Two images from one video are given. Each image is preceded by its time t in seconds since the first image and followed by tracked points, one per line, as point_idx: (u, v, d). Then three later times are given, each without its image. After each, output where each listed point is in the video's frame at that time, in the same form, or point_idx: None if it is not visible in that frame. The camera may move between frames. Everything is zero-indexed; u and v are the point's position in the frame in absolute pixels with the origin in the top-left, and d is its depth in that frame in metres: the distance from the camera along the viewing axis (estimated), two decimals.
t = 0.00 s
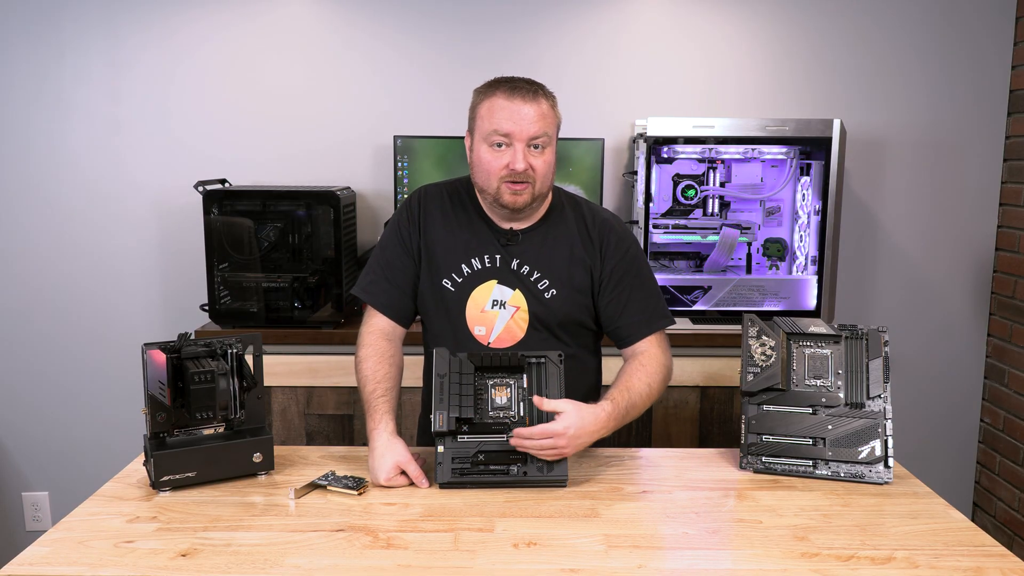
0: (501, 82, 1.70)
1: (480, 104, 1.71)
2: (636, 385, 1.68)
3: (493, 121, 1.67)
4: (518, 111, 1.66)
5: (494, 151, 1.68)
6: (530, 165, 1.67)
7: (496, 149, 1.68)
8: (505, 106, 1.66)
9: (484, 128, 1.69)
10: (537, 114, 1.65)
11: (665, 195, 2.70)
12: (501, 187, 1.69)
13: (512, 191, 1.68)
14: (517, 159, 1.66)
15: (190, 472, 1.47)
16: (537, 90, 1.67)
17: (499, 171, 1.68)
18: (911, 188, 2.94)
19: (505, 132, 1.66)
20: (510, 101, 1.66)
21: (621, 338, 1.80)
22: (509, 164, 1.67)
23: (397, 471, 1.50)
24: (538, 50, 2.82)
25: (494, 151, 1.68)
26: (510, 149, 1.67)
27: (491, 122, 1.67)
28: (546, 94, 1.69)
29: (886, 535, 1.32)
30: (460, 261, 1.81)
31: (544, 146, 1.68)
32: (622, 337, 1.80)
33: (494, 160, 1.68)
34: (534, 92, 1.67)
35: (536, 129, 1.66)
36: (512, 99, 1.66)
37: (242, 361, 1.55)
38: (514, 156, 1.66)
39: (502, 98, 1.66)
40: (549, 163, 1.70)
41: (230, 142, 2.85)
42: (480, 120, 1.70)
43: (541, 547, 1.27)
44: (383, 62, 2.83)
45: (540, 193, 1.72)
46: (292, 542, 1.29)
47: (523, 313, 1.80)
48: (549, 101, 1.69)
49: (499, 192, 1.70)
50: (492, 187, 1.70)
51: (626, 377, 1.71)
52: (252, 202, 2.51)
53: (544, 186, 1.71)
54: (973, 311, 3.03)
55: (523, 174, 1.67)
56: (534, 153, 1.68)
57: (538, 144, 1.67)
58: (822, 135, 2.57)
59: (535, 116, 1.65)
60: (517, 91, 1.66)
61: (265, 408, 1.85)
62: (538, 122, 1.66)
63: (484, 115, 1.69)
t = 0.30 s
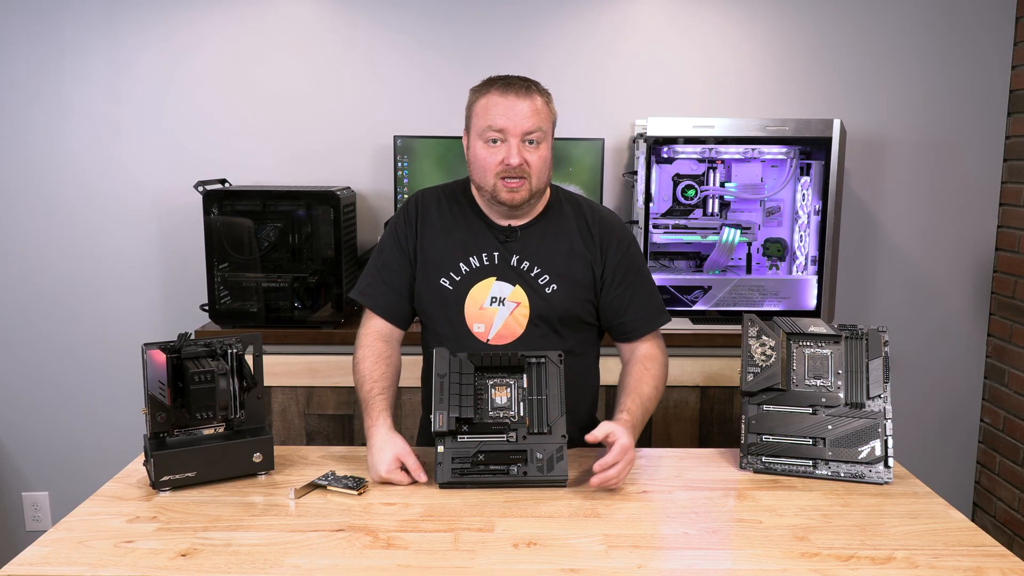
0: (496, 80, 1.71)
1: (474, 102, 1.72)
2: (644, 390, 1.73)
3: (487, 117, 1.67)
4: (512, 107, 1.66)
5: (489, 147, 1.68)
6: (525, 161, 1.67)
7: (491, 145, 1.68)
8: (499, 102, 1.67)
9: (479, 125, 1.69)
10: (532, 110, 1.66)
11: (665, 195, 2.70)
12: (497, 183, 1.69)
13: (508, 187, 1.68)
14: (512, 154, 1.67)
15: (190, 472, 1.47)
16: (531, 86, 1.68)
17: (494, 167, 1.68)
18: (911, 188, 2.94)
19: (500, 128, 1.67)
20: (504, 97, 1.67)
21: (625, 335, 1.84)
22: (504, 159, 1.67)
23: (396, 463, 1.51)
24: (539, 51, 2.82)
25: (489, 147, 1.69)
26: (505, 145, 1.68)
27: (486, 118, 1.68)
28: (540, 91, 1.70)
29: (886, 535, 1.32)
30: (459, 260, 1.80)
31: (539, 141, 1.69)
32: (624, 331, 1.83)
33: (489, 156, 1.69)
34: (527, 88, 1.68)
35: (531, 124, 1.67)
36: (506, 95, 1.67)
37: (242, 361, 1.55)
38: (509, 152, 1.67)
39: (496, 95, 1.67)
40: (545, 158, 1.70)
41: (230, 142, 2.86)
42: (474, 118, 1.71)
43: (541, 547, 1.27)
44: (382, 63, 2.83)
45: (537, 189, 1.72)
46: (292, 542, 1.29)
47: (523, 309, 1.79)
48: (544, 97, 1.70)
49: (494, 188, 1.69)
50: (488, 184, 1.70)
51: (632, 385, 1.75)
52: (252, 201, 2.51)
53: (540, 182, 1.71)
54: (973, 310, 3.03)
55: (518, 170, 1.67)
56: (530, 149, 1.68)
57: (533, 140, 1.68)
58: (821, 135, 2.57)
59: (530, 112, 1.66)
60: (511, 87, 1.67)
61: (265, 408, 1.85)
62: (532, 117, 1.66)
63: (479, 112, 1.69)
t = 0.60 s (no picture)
0: (494, 81, 1.71)
1: (473, 104, 1.72)
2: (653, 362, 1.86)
3: (486, 118, 1.68)
4: (511, 107, 1.67)
5: (488, 148, 1.69)
6: (524, 160, 1.68)
7: (490, 146, 1.69)
8: (497, 103, 1.67)
9: (478, 126, 1.70)
10: (530, 109, 1.67)
11: (665, 195, 2.70)
12: (496, 183, 1.68)
13: (508, 186, 1.68)
14: (510, 154, 1.67)
15: (190, 472, 1.47)
16: (529, 86, 1.69)
17: (493, 168, 1.68)
18: (911, 188, 2.94)
19: (498, 129, 1.67)
20: (502, 97, 1.67)
21: (632, 325, 1.89)
22: (503, 159, 1.67)
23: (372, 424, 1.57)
24: (539, 51, 2.82)
25: (488, 148, 1.69)
26: (503, 145, 1.68)
27: (484, 119, 1.68)
28: (538, 91, 1.70)
29: (886, 535, 1.32)
30: (461, 265, 1.80)
31: (538, 141, 1.69)
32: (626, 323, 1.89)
33: (488, 156, 1.69)
34: (525, 88, 1.69)
35: (529, 124, 1.67)
36: (504, 95, 1.67)
37: (242, 361, 1.55)
38: (507, 152, 1.67)
39: (494, 96, 1.68)
40: (544, 158, 1.70)
41: (230, 142, 2.86)
42: (473, 120, 1.71)
43: (542, 547, 1.27)
44: (382, 63, 2.83)
45: (536, 189, 1.72)
46: (292, 542, 1.29)
47: (530, 307, 1.79)
48: (542, 97, 1.70)
49: (493, 188, 1.69)
50: (487, 184, 1.70)
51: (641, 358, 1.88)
52: (252, 201, 2.51)
53: (540, 182, 1.71)
54: (973, 310, 3.03)
55: (517, 169, 1.67)
56: (528, 148, 1.68)
57: (531, 140, 1.68)
58: (821, 135, 2.57)
59: (528, 111, 1.67)
60: (509, 88, 1.68)
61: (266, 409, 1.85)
62: (531, 117, 1.67)
63: (477, 114, 1.70)
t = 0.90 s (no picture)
0: (486, 83, 1.71)
1: (465, 106, 1.72)
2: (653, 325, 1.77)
3: (478, 122, 1.68)
4: (503, 110, 1.67)
5: (480, 152, 1.69)
6: (516, 163, 1.68)
7: (482, 149, 1.69)
8: (489, 106, 1.67)
9: (470, 129, 1.70)
10: (522, 113, 1.67)
11: (665, 196, 2.70)
12: (489, 186, 1.70)
13: (500, 189, 1.69)
14: (502, 158, 1.67)
15: (190, 472, 1.47)
16: (521, 89, 1.68)
17: (485, 171, 1.69)
18: (911, 188, 2.94)
19: (491, 133, 1.67)
20: (494, 101, 1.67)
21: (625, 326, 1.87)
22: (495, 163, 1.68)
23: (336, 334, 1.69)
24: (539, 51, 2.82)
25: (481, 152, 1.69)
26: (496, 149, 1.68)
27: (477, 122, 1.68)
28: (530, 93, 1.70)
29: (885, 535, 1.32)
30: (456, 262, 1.80)
31: (530, 143, 1.69)
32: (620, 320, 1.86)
33: (481, 160, 1.69)
34: (517, 91, 1.68)
35: (521, 128, 1.67)
36: (496, 99, 1.67)
37: (242, 361, 1.55)
38: (499, 156, 1.67)
39: (486, 99, 1.68)
40: (536, 160, 1.71)
41: (230, 142, 2.86)
42: (466, 122, 1.72)
43: (542, 547, 1.27)
44: (382, 63, 2.83)
45: (529, 191, 1.73)
46: (292, 542, 1.29)
47: (525, 304, 1.80)
48: (534, 100, 1.70)
49: (487, 191, 1.70)
50: (480, 187, 1.71)
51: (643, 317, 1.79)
52: (252, 202, 2.51)
53: (533, 184, 1.72)
54: (973, 310, 3.03)
55: (510, 173, 1.68)
56: (521, 151, 1.69)
57: (524, 143, 1.68)
58: (821, 135, 2.57)
59: (520, 115, 1.67)
60: (500, 91, 1.67)
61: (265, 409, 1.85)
62: (523, 121, 1.67)
63: (470, 117, 1.70)
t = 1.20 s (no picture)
0: (479, 78, 1.72)
1: (459, 100, 1.72)
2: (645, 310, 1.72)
3: (472, 113, 1.68)
4: (496, 103, 1.67)
5: (474, 142, 1.68)
6: (510, 154, 1.67)
7: (476, 140, 1.68)
8: (483, 98, 1.67)
9: (464, 121, 1.69)
10: (515, 105, 1.67)
11: (665, 196, 2.70)
12: (482, 176, 1.68)
13: (493, 178, 1.67)
14: (496, 148, 1.66)
15: (190, 472, 1.47)
16: (514, 82, 1.69)
17: (478, 161, 1.68)
18: (910, 188, 2.94)
19: (485, 123, 1.67)
20: (488, 93, 1.68)
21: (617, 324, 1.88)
22: (489, 153, 1.66)
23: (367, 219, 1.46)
24: (539, 50, 2.82)
25: (474, 142, 1.68)
26: (490, 139, 1.67)
27: (470, 114, 1.68)
28: (524, 87, 1.71)
29: (886, 535, 1.32)
30: (449, 260, 1.81)
31: (524, 135, 1.69)
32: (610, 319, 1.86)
33: (474, 150, 1.68)
34: (511, 84, 1.69)
35: (514, 119, 1.67)
36: (490, 91, 1.68)
37: (242, 361, 1.55)
38: (493, 145, 1.66)
39: (480, 92, 1.68)
40: (530, 152, 1.70)
41: (229, 142, 2.86)
42: (459, 115, 1.72)
43: (542, 547, 1.27)
44: (382, 62, 2.83)
45: (523, 183, 1.71)
46: (292, 542, 1.29)
47: (517, 304, 1.81)
48: (527, 93, 1.71)
49: (479, 182, 1.68)
50: (473, 177, 1.69)
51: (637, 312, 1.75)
52: (252, 202, 2.51)
53: (526, 176, 1.71)
54: (973, 310, 3.03)
55: (503, 163, 1.67)
56: (514, 142, 1.68)
57: (517, 134, 1.67)
58: (821, 135, 2.57)
59: (513, 107, 1.67)
60: (494, 84, 1.68)
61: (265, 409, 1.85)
62: (516, 112, 1.67)
63: (463, 110, 1.70)
